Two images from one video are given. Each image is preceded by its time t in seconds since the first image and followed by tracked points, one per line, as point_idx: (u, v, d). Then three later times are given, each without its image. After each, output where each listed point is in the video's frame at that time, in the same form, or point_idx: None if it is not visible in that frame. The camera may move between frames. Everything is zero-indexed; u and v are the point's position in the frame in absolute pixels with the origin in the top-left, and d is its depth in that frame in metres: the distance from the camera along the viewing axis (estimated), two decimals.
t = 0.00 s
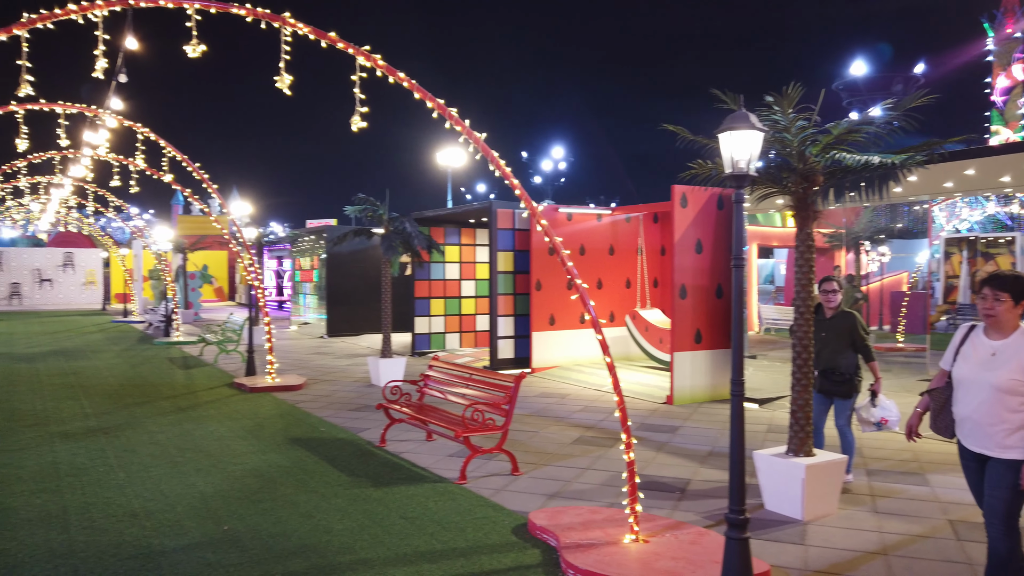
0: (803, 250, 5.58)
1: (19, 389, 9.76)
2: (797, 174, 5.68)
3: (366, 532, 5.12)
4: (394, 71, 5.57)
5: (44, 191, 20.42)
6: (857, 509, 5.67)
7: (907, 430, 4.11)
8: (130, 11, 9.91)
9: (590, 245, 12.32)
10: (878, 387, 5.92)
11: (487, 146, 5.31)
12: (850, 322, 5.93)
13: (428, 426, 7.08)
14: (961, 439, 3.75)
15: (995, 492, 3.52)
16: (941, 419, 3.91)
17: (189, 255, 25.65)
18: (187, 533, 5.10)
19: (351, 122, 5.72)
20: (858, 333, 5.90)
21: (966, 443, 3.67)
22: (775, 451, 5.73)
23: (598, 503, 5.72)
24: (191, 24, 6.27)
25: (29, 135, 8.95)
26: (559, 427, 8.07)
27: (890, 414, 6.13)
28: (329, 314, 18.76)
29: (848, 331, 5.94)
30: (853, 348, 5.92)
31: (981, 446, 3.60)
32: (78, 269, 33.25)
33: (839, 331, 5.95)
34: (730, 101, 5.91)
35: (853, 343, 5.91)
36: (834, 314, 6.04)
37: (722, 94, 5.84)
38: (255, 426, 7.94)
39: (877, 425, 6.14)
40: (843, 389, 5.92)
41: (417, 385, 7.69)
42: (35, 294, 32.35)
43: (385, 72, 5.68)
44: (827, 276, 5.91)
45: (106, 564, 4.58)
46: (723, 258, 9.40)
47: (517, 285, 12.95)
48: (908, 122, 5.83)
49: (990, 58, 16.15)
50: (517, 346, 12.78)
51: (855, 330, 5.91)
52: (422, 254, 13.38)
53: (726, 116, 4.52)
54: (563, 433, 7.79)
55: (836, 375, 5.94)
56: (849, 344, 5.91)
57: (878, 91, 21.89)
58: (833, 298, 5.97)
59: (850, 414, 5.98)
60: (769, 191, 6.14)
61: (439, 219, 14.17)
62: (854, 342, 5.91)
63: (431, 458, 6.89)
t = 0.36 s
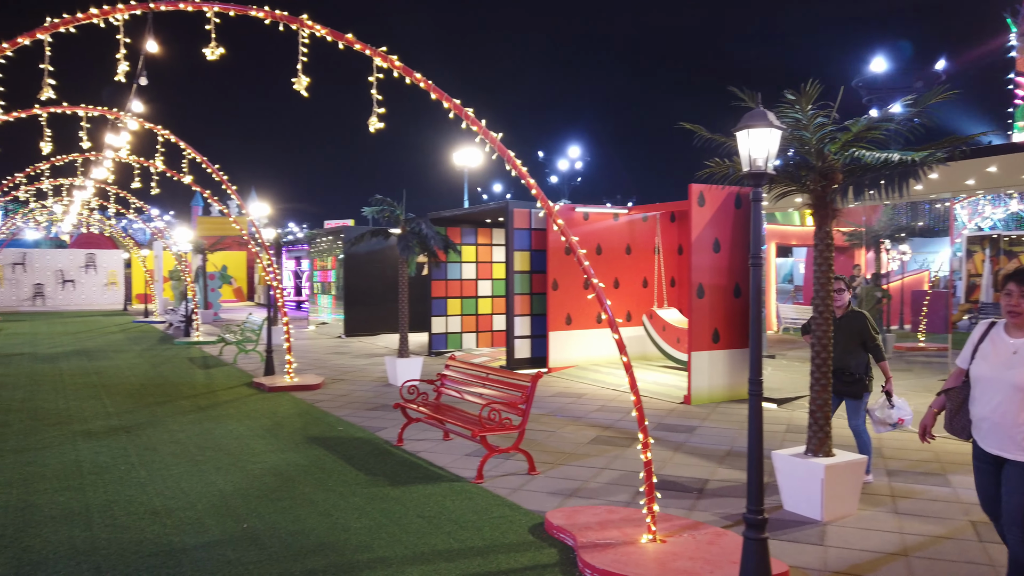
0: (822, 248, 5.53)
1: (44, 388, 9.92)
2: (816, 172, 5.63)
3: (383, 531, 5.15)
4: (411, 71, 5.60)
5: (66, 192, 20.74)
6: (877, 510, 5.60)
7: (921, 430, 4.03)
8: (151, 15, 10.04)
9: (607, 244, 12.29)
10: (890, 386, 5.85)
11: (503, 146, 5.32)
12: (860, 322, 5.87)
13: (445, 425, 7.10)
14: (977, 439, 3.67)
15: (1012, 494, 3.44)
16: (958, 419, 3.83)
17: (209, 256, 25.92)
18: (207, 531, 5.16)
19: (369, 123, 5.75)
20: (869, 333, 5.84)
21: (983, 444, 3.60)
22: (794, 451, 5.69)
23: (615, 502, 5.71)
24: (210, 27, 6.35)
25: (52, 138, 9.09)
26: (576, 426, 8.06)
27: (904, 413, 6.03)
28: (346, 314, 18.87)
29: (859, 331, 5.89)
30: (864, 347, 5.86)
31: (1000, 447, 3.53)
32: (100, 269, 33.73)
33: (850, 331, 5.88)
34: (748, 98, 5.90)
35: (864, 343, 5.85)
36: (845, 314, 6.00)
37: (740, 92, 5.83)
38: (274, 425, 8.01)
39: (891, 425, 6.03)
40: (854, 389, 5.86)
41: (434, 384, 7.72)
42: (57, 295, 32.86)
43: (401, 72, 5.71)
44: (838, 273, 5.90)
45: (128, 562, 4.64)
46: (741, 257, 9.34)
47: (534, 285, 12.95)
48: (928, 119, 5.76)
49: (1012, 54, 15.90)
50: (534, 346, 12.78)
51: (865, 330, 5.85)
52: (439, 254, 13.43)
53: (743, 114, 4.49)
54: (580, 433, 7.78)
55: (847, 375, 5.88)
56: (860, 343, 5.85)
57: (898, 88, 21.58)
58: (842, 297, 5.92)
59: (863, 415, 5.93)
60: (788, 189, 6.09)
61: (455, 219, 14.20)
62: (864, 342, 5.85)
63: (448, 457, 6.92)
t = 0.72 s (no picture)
0: (836, 246, 5.50)
1: (60, 385, 10.04)
2: (829, 169, 5.59)
3: (395, 528, 5.18)
4: (422, 70, 5.62)
5: (82, 192, 20.95)
6: (891, 509, 5.56)
7: (926, 426, 3.94)
8: (164, 15, 10.11)
9: (618, 242, 12.26)
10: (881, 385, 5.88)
11: (515, 144, 5.33)
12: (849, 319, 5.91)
13: (456, 423, 7.12)
14: (985, 439, 3.58)
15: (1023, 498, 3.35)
16: (965, 418, 3.70)
17: (222, 254, 26.10)
18: (221, 527, 5.21)
19: (381, 122, 5.79)
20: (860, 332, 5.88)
21: (994, 446, 3.50)
22: (807, 450, 5.66)
23: (627, 500, 5.71)
24: (223, 27, 6.39)
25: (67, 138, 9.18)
26: (587, 425, 8.06)
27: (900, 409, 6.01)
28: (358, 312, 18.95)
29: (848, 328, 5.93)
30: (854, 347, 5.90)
31: (1010, 449, 3.44)
32: (115, 268, 34.05)
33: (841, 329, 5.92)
34: (761, 95, 5.95)
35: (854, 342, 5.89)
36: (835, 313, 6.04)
37: (751, 88, 5.87)
38: (287, 423, 8.06)
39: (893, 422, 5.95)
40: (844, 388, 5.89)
41: (445, 382, 7.74)
42: (73, 294, 33.20)
43: (413, 71, 5.73)
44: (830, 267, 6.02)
45: (142, 557, 4.70)
46: (754, 256, 9.30)
47: (545, 283, 12.95)
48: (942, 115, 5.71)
49: None
50: (546, 344, 12.78)
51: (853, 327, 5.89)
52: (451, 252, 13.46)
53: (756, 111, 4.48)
54: (591, 431, 7.78)
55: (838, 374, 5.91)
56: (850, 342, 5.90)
57: (913, 85, 21.31)
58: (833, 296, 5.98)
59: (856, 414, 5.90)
60: (801, 187, 6.05)
61: (466, 218, 14.22)
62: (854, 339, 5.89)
63: (460, 455, 6.94)
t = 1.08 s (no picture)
0: (847, 243, 5.47)
1: (72, 381, 10.12)
2: (841, 166, 5.58)
3: (405, 524, 5.20)
4: (432, 67, 5.62)
5: (94, 189, 21.10)
6: (903, 507, 5.53)
7: (926, 426, 3.89)
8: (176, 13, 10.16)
9: (628, 239, 12.23)
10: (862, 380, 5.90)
11: (525, 140, 5.32)
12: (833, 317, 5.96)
13: (465, 419, 7.13)
14: (990, 440, 3.50)
15: None
16: (965, 416, 3.67)
17: (232, 252, 26.21)
18: (232, 522, 5.24)
19: (392, 118, 5.80)
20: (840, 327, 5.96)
21: (997, 446, 3.44)
22: (818, 447, 5.63)
23: (637, 497, 5.70)
24: (234, 24, 6.41)
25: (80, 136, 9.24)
26: (596, 421, 8.05)
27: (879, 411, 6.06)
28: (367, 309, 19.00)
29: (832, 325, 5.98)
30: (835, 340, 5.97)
31: (1016, 450, 3.37)
32: (127, 265, 34.28)
33: (821, 325, 6.02)
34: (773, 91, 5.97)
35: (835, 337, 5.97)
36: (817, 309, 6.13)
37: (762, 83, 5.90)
38: (297, 419, 8.10)
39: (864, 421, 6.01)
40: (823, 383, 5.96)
41: (455, 378, 7.75)
42: (85, 290, 33.43)
43: (423, 67, 5.73)
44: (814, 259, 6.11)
45: (155, 551, 4.74)
46: (764, 253, 9.26)
47: (555, 280, 12.94)
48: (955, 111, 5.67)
49: None
50: (555, 341, 12.77)
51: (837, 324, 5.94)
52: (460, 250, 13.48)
53: (767, 107, 4.47)
54: (600, 428, 7.77)
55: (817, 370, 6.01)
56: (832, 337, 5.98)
57: (925, 81, 21.06)
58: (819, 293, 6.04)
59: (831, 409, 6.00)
60: (812, 183, 6.02)
61: (476, 215, 14.22)
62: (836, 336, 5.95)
63: (469, 451, 6.95)
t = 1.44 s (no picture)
0: (863, 238, 5.43)
1: (88, 373, 10.20)
2: (857, 160, 5.53)
3: (418, 517, 5.22)
4: (447, 61, 5.61)
5: (109, 184, 21.22)
6: (918, 503, 5.51)
7: (914, 427, 3.71)
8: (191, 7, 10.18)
9: (640, 234, 12.19)
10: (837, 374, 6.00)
11: (539, 134, 5.31)
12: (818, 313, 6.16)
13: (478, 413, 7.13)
14: (982, 441, 3.39)
15: None
16: (954, 418, 3.53)
17: (245, 246, 26.32)
18: (248, 514, 5.28)
19: (406, 113, 5.79)
20: (823, 322, 6.14)
21: (992, 448, 3.33)
22: (833, 443, 5.61)
23: (650, 492, 5.70)
24: (250, 18, 6.41)
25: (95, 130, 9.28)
26: (608, 416, 8.05)
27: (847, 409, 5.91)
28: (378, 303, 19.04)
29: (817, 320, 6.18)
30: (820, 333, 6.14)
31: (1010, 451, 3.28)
32: (141, 259, 34.51)
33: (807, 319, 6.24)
34: (788, 83, 5.97)
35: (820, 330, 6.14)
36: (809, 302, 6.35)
37: (779, 78, 5.92)
38: (310, 412, 8.14)
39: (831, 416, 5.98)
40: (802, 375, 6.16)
41: (467, 372, 7.76)
42: (100, 284, 33.66)
43: (437, 62, 5.72)
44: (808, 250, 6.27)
45: (172, 543, 4.78)
46: (778, 248, 9.20)
47: (567, 274, 12.93)
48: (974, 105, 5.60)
49: None
50: (567, 336, 12.77)
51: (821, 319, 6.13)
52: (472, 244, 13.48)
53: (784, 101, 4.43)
54: (613, 422, 7.76)
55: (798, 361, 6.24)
56: (816, 331, 6.17)
57: (941, 74, 20.81)
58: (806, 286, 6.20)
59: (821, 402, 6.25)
60: (828, 178, 5.98)
61: (488, 209, 14.21)
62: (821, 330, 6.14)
63: (482, 445, 6.96)
